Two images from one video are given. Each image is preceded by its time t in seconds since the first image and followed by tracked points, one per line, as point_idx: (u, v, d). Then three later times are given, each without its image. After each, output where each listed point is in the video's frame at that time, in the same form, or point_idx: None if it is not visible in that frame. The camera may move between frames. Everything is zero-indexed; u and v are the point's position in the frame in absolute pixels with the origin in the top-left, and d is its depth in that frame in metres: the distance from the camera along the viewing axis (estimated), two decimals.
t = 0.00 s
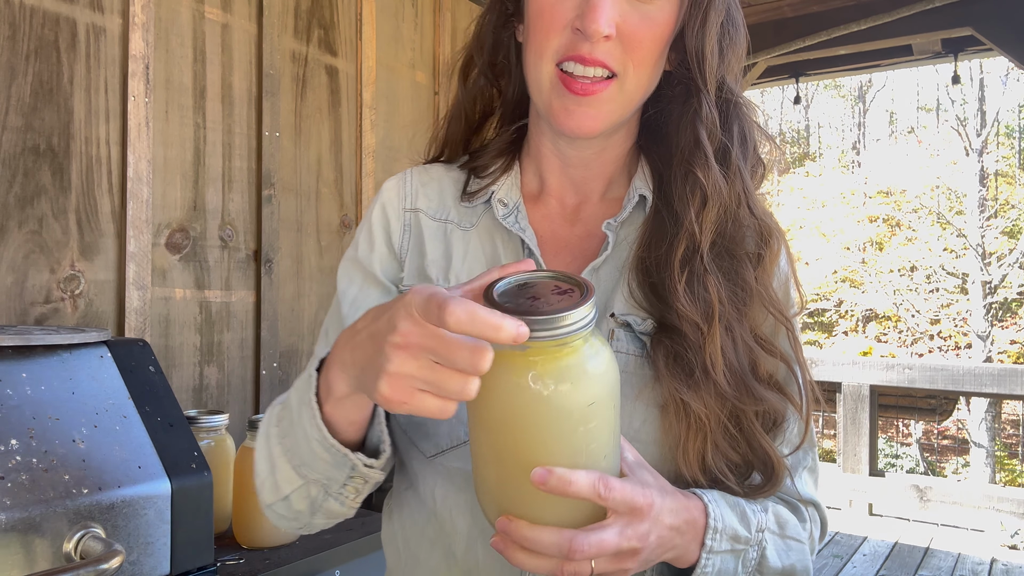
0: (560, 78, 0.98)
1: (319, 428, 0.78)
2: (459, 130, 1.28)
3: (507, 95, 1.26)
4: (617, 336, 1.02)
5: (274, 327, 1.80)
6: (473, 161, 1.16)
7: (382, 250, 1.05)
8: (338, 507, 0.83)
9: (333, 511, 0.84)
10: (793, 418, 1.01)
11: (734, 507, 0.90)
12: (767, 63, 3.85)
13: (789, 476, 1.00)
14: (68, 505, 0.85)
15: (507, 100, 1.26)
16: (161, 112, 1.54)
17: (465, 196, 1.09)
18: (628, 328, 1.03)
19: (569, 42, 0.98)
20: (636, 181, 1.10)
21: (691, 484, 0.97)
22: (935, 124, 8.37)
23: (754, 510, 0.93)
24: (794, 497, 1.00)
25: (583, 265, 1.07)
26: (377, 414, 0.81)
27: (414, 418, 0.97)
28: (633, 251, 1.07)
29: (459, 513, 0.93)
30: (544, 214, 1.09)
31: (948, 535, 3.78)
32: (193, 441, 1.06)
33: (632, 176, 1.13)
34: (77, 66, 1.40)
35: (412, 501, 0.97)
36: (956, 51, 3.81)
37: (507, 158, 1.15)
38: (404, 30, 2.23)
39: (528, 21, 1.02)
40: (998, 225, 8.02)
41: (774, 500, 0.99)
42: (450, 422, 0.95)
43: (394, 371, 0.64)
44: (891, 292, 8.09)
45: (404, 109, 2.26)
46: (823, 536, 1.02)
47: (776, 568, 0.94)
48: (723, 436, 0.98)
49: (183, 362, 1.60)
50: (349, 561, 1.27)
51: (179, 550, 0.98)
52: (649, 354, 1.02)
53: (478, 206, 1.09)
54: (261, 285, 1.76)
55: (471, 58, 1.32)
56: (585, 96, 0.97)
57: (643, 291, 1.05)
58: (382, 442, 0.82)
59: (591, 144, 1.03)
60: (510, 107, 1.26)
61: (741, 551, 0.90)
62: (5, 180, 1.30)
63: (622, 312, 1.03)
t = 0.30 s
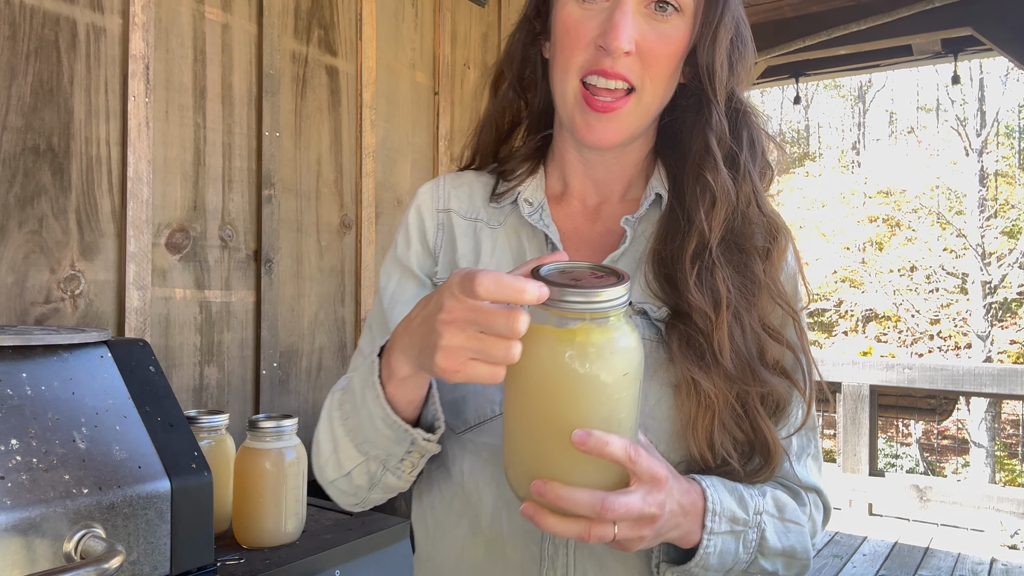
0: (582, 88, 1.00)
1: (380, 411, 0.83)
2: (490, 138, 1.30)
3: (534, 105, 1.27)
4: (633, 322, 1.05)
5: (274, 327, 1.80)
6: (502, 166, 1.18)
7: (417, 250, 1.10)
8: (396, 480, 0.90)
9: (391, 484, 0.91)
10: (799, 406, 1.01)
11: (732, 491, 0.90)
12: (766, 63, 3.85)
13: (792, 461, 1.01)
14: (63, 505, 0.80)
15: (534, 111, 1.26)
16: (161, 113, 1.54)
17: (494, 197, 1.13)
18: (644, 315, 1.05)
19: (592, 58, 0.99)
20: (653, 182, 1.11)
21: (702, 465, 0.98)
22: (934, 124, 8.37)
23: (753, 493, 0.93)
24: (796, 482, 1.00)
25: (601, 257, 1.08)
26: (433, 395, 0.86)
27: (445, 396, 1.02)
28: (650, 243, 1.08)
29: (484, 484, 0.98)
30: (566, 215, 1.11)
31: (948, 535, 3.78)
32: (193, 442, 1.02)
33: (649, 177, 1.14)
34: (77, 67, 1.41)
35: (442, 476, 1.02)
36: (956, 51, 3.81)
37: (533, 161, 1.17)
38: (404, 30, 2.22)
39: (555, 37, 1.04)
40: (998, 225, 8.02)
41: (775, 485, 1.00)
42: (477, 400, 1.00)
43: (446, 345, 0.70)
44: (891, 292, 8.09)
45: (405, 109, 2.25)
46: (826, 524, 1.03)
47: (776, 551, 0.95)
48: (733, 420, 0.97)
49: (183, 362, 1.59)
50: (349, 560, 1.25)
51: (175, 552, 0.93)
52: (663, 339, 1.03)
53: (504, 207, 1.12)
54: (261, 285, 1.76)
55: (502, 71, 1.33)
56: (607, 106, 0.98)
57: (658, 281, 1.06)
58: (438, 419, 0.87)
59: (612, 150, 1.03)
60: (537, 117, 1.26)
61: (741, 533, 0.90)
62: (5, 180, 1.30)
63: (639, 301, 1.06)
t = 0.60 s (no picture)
0: (609, 104, 1.04)
1: (426, 395, 0.92)
2: (525, 149, 1.36)
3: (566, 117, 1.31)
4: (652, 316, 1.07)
5: (274, 327, 1.80)
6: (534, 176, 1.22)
7: (454, 252, 1.14)
8: (441, 458, 0.98)
9: (437, 461, 0.98)
10: (806, 397, 1.02)
11: (740, 473, 0.93)
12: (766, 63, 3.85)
13: (801, 450, 1.02)
14: (64, 505, 0.80)
15: (565, 126, 1.32)
16: (161, 113, 1.54)
17: (525, 204, 1.16)
18: (663, 310, 1.07)
19: (618, 78, 1.04)
20: (673, 189, 1.13)
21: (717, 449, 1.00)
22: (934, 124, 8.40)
23: (760, 477, 0.95)
24: (805, 471, 1.01)
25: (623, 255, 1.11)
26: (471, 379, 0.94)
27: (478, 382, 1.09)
28: (671, 245, 1.11)
29: (512, 461, 1.04)
30: (592, 220, 1.14)
31: (948, 535, 3.78)
32: (193, 441, 1.01)
33: (670, 184, 1.16)
34: (77, 67, 1.41)
35: (473, 456, 1.08)
36: (956, 51, 3.81)
37: (562, 171, 1.21)
38: (404, 30, 2.22)
39: (586, 59, 1.09)
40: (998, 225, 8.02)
41: (783, 472, 1.01)
42: (506, 383, 1.07)
43: (485, 333, 0.76)
44: (891, 292, 8.09)
45: (405, 109, 2.24)
46: (833, 514, 1.04)
47: (784, 533, 0.96)
48: (747, 408, 0.99)
49: (183, 362, 1.60)
50: (349, 560, 1.24)
51: (173, 552, 0.92)
52: (681, 332, 1.05)
53: (535, 212, 1.15)
54: (261, 285, 1.76)
55: (538, 84, 1.36)
56: (632, 121, 1.02)
57: (677, 279, 1.08)
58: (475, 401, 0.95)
59: (636, 160, 1.07)
60: (567, 130, 1.31)
61: (750, 513, 0.92)
62: (5, 180, 1.30)
63: (658, 296, 1.08)
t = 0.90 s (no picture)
0: (626, 129, 1.06)
1: (467, 385, 0.93)
2: (551, 170, 1.34)
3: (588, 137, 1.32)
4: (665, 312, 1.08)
5: (274, 327, 1.80)
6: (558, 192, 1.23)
7: (487, 260, 1.16)
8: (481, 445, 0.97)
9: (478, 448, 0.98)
10: (809, 384, 1.03)
11: (748, 454, 0.94)
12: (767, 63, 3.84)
13: (806, 436, 1.03)
14: (64, 505, 0.79)
15: (588, 146, 1.31)
16: (161, 113, 1.55)
17: (551, 215, 1.18)
18: (676, 305, 1.08)
19: (636, 107, 1.06)
20: (686, 200, 1.14)
21: (727, 432, 1.02)
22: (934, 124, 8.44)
23: (766, 457, 0.96)
24: (807, 455, 1.02)
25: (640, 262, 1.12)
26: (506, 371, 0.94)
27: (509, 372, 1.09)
28: (683, 250, 1.12)
29: (541, 439, 1.05)
30: (612, 229, 1.14)
31: (948, 535, 3.78)
32: (194, 441, 1.00)
33: (682, 194, 1.17)
34: (78, 67, 1.41)
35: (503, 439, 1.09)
36: (956, 51, 3.81)
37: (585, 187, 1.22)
38: (404, 30, 2.22)
39: (606, 89, 1.12)
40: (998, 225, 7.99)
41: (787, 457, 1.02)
42: (536, 371, 1.07)
43: (515, 326, 0.80)
44: (891, 292, 8.09)
45: (405, 108, 2.24)
46: (837, 499, 1.04)
47: (792, 511, 0.96)
48: (756, 397, 1.00)
49: (183, 362, 1.60)
50: (349, 560, 1.24)
51: (173, 552, 0.91)
52: (693, 327, 1.07)
53: (560, 224, 1.17)
54: (261, 285, 1.76)
55: (562, 107, 1.36)
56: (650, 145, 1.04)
57: (689, 279, 1.10)
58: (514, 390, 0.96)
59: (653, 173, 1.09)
60: (590, 149, 1.31)
61: (759, 490, 0.93)
62: (5, 180, 1.30)
63: (672, 294, 1.09)
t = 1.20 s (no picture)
0: (634, 155, 1.16)
1: (511, 371, 1.04)
2: (570, 191, 1.45)
3: (603, 160, 1.42)
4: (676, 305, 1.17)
5: (274, 327, 1.80)
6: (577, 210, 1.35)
7: (514, 269, 1.25)
8: (523, 427, 1.08)
9: (520, 432, 1.09)
10: (810, 367, 1.10)
11: (755, 427, 1.04)
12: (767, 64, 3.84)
13: (812, 417, 1.11)
14: (65, 505, 0.79)
15: (604, 170, 1.42)
16: (161, 113, 1.55)
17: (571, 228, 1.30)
18: (685, 299, 1.17)
19: (641, 135, 1.16)
20: (692, 208, 1.24)
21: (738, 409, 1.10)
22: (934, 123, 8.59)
23: (772, 431, 1.05)
24: (814, 433, 1.10)
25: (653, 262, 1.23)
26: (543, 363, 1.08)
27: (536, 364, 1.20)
28: (692, 251, 1.21)
29: (568, 418, 1.15)
30: (626, 240, 1.25)
31: (947, 535, 3.78)
32: (193, 441, 1.00)
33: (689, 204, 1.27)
34: (77, 67, 1.41)
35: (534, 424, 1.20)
36: (956, 51, 3.82)
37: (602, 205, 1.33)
38: (404, 30, 2.22)
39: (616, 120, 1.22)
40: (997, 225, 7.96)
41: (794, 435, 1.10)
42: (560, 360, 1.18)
43: (542, 308, 0.90)
44: (891, 292, 8.10)
45: (405, 109, 2.24)
46: (844, 478, 1.11)
47: (799, 479, 1.04)
48: (761, 377, 1.08)
49: (183, 362, 1.60)
50: (349, 560, 1.24)
51: (174, 551, 0.91)
52: (703, 318, 1.15)
53: (580, 236, 1.29)
54: (261, 285, 1.76)
55: (581, 135, 1.47)
56: (654, 171, 1.14)
57: (698, 276, 1.19)
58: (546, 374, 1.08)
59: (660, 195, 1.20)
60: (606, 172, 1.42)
61: (768, 457, 1.02)
62: (6, 181, 1.30)
63: (681, 288, 1.18)
